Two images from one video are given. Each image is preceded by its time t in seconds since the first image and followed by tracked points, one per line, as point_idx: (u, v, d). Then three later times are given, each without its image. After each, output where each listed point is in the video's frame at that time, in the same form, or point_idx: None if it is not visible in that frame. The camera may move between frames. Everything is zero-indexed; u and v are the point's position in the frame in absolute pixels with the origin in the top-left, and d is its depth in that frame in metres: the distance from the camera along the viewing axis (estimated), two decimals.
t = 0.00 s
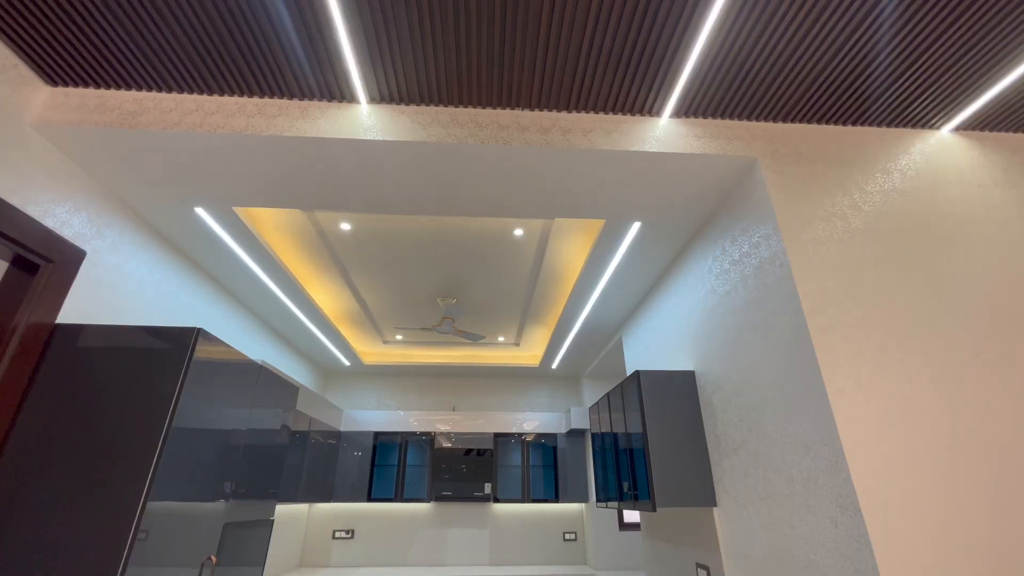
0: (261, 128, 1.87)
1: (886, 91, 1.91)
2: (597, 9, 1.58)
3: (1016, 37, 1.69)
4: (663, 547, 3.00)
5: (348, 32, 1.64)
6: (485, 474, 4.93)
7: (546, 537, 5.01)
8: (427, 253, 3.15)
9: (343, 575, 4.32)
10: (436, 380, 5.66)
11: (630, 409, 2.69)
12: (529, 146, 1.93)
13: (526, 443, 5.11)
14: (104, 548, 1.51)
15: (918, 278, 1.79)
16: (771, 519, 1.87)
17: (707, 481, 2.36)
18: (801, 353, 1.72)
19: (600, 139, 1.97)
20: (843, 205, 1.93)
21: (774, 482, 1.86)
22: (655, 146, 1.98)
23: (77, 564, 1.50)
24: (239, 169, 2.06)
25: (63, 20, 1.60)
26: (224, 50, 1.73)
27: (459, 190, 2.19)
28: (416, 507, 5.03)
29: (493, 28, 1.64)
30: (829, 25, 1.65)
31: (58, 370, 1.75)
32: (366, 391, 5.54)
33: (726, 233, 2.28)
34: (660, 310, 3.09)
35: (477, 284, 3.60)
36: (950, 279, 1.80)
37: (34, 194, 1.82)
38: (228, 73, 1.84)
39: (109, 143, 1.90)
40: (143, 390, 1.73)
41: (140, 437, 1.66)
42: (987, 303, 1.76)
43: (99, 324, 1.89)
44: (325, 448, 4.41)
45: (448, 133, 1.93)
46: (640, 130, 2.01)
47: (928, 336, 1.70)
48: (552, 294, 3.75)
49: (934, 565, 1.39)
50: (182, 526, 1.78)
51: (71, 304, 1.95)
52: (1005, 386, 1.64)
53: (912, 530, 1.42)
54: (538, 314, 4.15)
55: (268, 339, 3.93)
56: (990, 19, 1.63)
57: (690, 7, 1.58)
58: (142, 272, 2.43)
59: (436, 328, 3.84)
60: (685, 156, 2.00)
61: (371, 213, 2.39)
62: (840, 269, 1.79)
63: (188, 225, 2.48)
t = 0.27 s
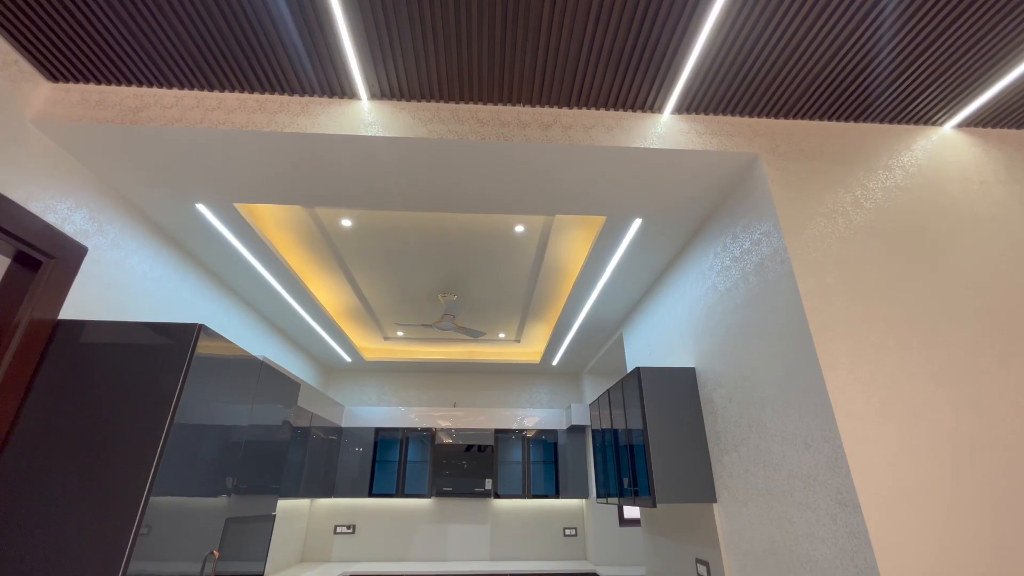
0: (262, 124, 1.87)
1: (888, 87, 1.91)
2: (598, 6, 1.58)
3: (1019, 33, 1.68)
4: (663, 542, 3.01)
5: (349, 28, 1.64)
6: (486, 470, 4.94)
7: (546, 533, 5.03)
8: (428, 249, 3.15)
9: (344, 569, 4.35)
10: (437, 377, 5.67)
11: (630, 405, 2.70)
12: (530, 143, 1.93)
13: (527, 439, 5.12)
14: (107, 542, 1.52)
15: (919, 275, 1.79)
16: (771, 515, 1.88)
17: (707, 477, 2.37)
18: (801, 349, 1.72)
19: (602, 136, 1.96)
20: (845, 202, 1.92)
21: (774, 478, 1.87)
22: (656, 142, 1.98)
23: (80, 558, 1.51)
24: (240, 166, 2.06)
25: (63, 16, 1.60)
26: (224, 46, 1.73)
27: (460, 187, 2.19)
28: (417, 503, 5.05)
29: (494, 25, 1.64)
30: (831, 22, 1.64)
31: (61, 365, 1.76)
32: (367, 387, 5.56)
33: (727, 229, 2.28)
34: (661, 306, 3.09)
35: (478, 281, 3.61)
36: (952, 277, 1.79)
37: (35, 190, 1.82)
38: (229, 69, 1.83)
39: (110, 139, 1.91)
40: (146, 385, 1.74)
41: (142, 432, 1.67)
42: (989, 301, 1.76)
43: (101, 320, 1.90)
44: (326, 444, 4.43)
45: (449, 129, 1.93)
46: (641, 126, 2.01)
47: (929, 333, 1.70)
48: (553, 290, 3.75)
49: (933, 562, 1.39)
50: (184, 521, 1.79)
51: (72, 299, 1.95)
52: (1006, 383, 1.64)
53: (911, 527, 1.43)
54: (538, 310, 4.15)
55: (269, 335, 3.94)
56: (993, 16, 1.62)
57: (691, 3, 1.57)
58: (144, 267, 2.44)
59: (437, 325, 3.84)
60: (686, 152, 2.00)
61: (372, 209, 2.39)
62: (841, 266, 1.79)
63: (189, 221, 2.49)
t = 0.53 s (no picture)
0: (262, 116, 1.87)
1: (893, 80, 1.89)
2: None
3: None
4: (663, 534, 3.04)
5: (349, 20, 1.62)
6: (486, 463, 4.97)
7: (546, 525, 5.07)
8: (429, 243, 3.15)
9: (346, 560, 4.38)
10: (438, 370, 5.68)
11: (631, 399, 2.71)
12: (532, 136, 1.92)
13: (528, 432, 5.14)
14: (111, 532, 1.54)
15: (922, 270, 1.78)
16: (770, 507, 1.89)
17: (707, 470, 2.38)
18: (803, 343, 1.72)
19: (604, 129, 1.95)
20: (848, 195, 1.92)
21: (774, 471, 1.88)
22: (658, 135, 1.97)
23: (84, 549, 1.52)
24: (241, 158, 2.05)
25: (62, 8, 1.59)
26: (224, 38, 1.72)
27: (461, 180, 2.19)
28: (418, 496, 5.09)
29: (495, 16, 1.62)
30: (836, 14, 1.63)
31: (64, 358, 1.77)
32: (369, 381, 5.58)
33: (729, 223, 2.27)
34: (663, 300, 3.09)
35: (479, 274, 3.61)
36: (954, 270, 1.79)
37: (36, 183, 1.82)
38: (229, 61, 1.82)
39: (110, 131, 1.90)
40: (148, 378, 1.75)
41: (146, 424, 1.68)
42: (992, 295, 1.76)
43: (103, 313, 1.90)
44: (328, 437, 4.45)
45: (450, 122, 1.92)
46: (644, 119, 2.00)
47: (932, 327, 1.69)
48: (553, 284, 3.75)
49: (932, 554, 1.40)
50: (188, 512, 1.81)
51: (74, 292, 1.96)
52: (1008, 377, 1.63)
53: (911, 521, 1.43)
54: (539, 304, 4.16)
55: (271, 328, 3.95)
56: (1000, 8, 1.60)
57: None
58: (145, 260, 2.44)
59: (438, 319, 3.85)
60: (689, 145, 1.99)
61: (373, 202, 2.39)
62: (843, 259, 1.79)
63: (191, 214, 2.49)
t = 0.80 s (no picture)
0: (262, 107, 1.85)
1: (899, 71, 1.87)
2: None
3: None
4: (662, 524, 3.06)
5: (349, 10, 1.61)
6: (487, 454, 4.99)
7: (547, 516, 5.10)
8: (430, 234, 3.14)
9: (348, 550, 4.42)
10: (439, 362, 5.70)
11: (631, 390, 2.71)
12: (533, 127, 1.91)
13: (528, 424, 5.17)
14: (115, 521, 1.56)
15: (924, 262, 1.77)
16: (769, 498, 1.90)
17: (706, 462, 2.39)
18: (804, 335, 1.72)
19: (606, 120, 1.94)
20: (851, 187, 1.90)
21: (774, 463, 1.88)
22: (660, 126, 1.95)
23: (89, 536, 1.54)
24: (241, 149, 2.04)
25: None
26: (222, 27, 1.70)
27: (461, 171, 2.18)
28: (420, 486, 5.12)
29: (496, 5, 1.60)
30: (841, 3, 1.60)
31: (66, 348, 1.77)
32: (370, 373, 5.60)
33: (731, 215, 2.26)
34: (664, 292, 3.09)
35: (480, 266, 3.60)
36: (957, 263, 1.78)
37: (36, 174, 1.82)
38: (228, 51, 1.81)
39: (109, 121, 1.89)
40: (150, 369, 1.75)
41: (148, 415, 1.69)
42: (994, 288, 1.75)
43: (104, 304, 1.90)
44: (329, 428, 4.47)
45: (451, 112, 1.90)
46: (646, 110, 1.98)
47: (934, 320, 1.69)
48: (554, 276, 3.74)
49: (929, 545, 1.41)
50: (191, 502, 1.82)
51: (75, 283, 1.96)
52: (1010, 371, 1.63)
53: (910, 513, 1.44)
54: (540, 296, 4.16)
55: (272, 319, 3.96)
56: None
57: None
58: (145, 251, 2.44)
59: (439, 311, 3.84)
60: (691, 137, 1.97)
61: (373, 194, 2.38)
62: (845, 252, 1.78)
63: (190, 205, 2.48)
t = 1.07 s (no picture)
0: (261, 95, 1.84)
1: (904, 60, 1.85)
2: None
3: None
4: (661, 513, 3.09)
5: None
6: (487, 444, 5.02)
7: (547, 505, 5.15)
8: (431, 225, 3.13)
9: (350, 538, 4.47)
10: (440, 353, 5.71)
11: (631, 381, 2.72)
12: (534, 116, 1.89)
13: (528, 415, 5.19)
14: (119, 509, 1.57)
15: (927, 254, 1.77)
16: (768, 488, 1.91)
17: (705, 452, 2.41)
18: (804, 327, 1.72)
19: (608, 109, 1.92)
20: (854, 178, 1.89)
21: (772, 453, 1.89)
22: (663, 116, 1.93)
23: (94, 523, 1.56)
24: (240, 138, 2.03)
25: None
26: (220, 14, 1.68)
27: (463, 161, 2.16)
28: (420, 476, 5.16)
29: None
30: None
31: (67, 338, 1.78)
32: (371, 363, 5.61)
33: (733, 206, 2.25)
34: (665, 284, 3.08)
35: (480, 257, 3.60)
36: (960, 255, 1.77)
37: (35, 162, 1.81)
38: (226, 38, 1.79)
39: (107, 109, 1.87)
40: (152, 359, 1.76)
41: (150, 404, 1.70)
42: (997, 280, 1.74)
43: (105, 293, 1.90)
44: (330, 418, 4.50)
45: (451, 101, 1.88)
46: (648, 99, 1.96)
47: (935, 312, 1.68)
48: (555, 267, 3.74)
49: (926, 535, 1.42)
50: (194, 490, 1.84)
51: (75, 273, 1.96)
52: (1010, 363, 1.63)
53: (908, 503, 1.45)
54: (540, 287, 4.15)
55: (272, 309, 3.96)
56: None
57: None
58: (145, 241, 2.44)
59: (439, 301, 3.85)
60: (694, 126, 1.96)
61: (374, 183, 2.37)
62: (848, 244, 1.77)
63: (190, 195, 2.47)
